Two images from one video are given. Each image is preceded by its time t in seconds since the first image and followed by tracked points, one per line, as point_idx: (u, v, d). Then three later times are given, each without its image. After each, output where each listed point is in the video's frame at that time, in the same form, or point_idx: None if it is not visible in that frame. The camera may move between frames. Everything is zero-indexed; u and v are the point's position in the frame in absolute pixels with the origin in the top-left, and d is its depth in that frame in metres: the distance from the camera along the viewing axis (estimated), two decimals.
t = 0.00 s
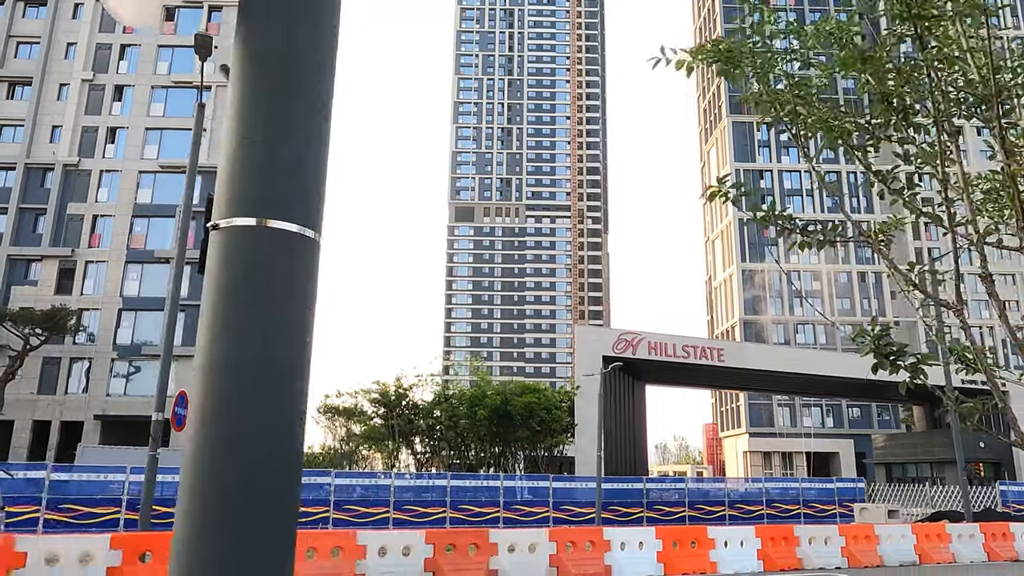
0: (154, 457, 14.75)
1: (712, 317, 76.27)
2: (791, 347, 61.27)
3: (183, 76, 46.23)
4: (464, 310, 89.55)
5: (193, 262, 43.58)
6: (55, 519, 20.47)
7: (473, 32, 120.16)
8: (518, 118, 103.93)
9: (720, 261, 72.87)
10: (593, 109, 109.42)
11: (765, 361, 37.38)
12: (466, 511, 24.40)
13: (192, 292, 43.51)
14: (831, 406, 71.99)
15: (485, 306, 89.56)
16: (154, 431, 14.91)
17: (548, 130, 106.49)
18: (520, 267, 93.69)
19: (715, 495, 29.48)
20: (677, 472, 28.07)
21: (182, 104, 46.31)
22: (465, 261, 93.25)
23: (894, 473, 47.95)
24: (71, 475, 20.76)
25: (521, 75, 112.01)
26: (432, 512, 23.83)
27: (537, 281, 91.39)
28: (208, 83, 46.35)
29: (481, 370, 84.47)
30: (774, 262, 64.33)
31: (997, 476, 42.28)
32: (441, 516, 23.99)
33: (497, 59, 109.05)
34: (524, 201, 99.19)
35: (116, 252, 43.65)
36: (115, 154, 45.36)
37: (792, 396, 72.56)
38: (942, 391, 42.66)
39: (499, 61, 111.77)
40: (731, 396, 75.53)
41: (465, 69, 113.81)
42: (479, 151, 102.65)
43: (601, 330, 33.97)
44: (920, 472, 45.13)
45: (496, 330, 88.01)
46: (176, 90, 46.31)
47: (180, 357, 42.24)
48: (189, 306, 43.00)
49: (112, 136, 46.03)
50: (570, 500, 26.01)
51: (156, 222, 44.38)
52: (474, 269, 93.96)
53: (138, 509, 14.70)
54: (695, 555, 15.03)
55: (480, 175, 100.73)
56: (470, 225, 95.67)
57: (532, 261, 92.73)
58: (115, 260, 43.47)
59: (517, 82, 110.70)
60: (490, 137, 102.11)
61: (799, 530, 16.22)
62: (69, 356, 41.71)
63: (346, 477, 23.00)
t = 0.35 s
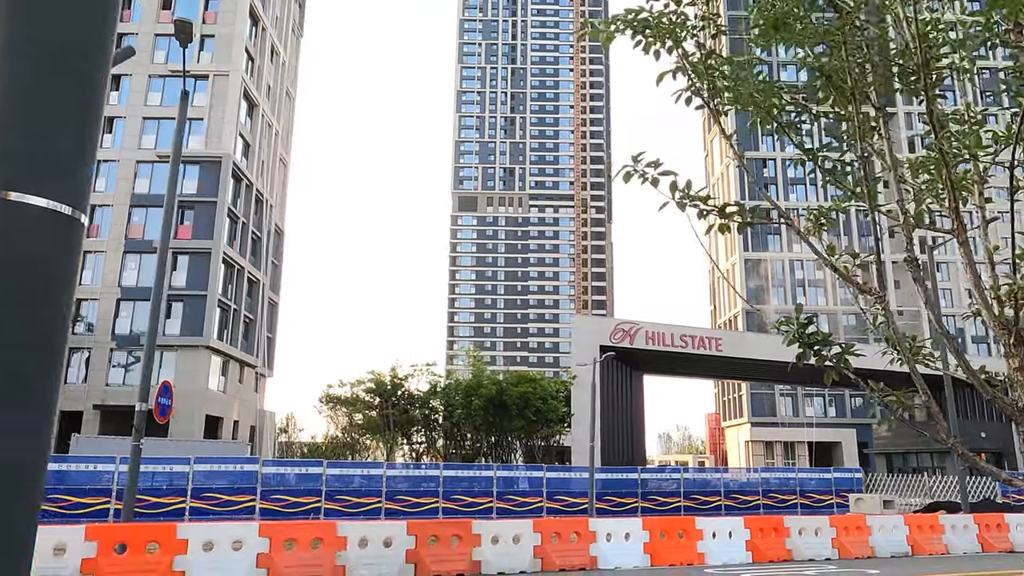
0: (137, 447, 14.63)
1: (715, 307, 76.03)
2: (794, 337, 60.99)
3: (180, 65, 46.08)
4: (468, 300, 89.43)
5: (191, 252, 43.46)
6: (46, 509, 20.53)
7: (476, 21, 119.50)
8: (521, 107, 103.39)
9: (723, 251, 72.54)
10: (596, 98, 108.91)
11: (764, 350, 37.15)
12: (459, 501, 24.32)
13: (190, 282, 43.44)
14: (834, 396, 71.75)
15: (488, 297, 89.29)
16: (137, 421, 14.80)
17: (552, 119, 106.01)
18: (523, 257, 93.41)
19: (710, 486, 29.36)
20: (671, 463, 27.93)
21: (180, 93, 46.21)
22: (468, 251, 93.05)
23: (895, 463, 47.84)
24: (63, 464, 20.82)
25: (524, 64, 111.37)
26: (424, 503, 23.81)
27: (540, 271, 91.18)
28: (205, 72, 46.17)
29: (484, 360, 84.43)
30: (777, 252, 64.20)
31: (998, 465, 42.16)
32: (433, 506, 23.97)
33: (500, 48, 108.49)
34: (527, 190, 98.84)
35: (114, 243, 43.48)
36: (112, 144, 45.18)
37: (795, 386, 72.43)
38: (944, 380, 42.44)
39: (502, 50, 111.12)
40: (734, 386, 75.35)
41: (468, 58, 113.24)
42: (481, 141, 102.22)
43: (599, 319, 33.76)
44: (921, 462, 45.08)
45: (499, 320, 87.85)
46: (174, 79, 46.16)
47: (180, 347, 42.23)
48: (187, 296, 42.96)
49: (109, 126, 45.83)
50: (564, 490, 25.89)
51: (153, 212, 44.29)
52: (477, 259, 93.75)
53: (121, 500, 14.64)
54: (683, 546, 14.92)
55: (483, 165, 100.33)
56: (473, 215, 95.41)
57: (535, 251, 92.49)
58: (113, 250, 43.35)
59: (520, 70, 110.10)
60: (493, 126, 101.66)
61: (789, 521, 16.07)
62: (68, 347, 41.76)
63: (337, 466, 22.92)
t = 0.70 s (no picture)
0: (120, 435, 14.48)
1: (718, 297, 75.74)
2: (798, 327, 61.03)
3: (176, 54, 45.87)
4: (471, 291, 89.39)
5: (189, 241, 43.30)
6: (36, 498, 20.47)
7: (479, 11, 119.05)
8: (524, 97, 102.92)
9: (725, 241, 72.20)
10: (599, 87, 108.25)
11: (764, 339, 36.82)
12: (452, 490, 24.16)
13: (188, 272, 43.34)
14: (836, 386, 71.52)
15: (491, 287, 89.21)
16: (120, 409, 14.63)
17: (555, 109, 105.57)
18: (526, 248, 93.20)
19: (706, 476, 29.15)
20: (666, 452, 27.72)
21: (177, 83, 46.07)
22: (471, 242, 92.95)
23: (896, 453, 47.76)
24: (53, 454, 20.80)
25: (528, 54, 110.83)
26: (417, 492, 23.66)
27: (543, 262, 91.02)
28: (203, 60, 45.91)
29: (487, 351, 84.39)
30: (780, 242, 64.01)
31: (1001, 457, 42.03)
32: (425, 496, 23.81)
33: (503, 38, 107.91)
34: (530, 180, 98.44)
35: (111, 233, 43.35)
36: (109, 133, 45.00)
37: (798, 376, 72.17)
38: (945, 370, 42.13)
39: (505, 40, 110.60)
40: (736, 377, 75.17)
41: (471, 48, 112.71)
42: (485, 131, 101.84)
43: (597, 308, 33.52)
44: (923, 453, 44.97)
45: (502, 311, 87.82)
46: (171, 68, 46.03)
47: (179, 336, 42.12)
48: (186, 285, 42.86)
49: (107, 115, 45.65)
50: (558, 479, 25.68)
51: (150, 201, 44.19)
52: (480, 250, 93.58)
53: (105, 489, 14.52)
54: (671, 536, 14.74)
55: (486, 155, 99.99)
56: (475, 206, 95.19)
57: (538, 241, 92.28)
58: (110, 240, 43.21)
59: (524, 60, 109.53)
60: (496, 117, 101.23)
61: (780, 511, 15.86)
62: (67, 336, 41.73)
63: (327, 456, 22.76)
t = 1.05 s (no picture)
0: (105, 425, 14.40)
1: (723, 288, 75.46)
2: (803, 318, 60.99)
3: (174, 45, 45.69)
4: (476, 282, 89.50)
5: (189, 232, 43.28)
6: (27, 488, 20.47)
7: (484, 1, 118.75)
8: (529, 87, 102.57)
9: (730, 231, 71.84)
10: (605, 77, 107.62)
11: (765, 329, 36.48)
12: (447, 481, 24.05)
13: (188, 263, 43.31)
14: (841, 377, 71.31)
15: (496, 279, 89.26)
16: (104, 399, 14.56)
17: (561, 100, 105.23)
18: (531, 239, 93.12)
19: (704, 466, 29.00)
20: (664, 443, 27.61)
21: (176, 74, 45.91)
22: (477, 233, 92.93)
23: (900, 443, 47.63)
24: (46, 445, 20.91)
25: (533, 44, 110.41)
26: (411, 482, 23.56)
27: (548, 253, 90.97)
28: (202, 51, 45.63)
29: (492, 342, 84.52)
30: (785, 232, 63.81)
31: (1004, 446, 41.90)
32: (420, 486, 23.72)
33: (508, 28, 107.55)
34: (536, 171, 98.13)
35: (111, 224, 43.38)
36: (110, 124, 44.98)
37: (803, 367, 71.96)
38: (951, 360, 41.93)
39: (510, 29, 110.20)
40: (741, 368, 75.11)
41: (476, 39, 112.43)
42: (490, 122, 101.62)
43: (595, 298, 33.10)
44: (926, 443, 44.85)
45: (507, 303, 87.88)
46: (170, 59, 45.90)
47: (179, 328, 42.10)
48: (186, 277, 42.83)
49: (107, 107, 45.63)
50: (554, 470, 25.56)
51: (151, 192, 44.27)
52: (485, 241, 93.56)
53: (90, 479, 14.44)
54: (660, 527, 14.58)
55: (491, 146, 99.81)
56: (480, 197, 95.11)
57: (543, 232, 92.19)
58: (110, 232, 43.24)
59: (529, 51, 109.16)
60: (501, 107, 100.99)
61: (772, 502, 15.68)
62: (68, 328, 41.82)
63: (321, 447, 22.74)
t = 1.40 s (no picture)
0: (88, 420, 14.31)
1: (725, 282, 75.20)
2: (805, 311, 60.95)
3: (173, 38, 45.58)
4: (479, 276, 89.53)
5: (186, 226, 43.20)
6: (17, 483, 20.44)
7: None
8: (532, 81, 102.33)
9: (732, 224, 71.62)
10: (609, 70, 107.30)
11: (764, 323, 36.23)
12: (440, 476, 23.87)
13: (186, 257, 43.23)
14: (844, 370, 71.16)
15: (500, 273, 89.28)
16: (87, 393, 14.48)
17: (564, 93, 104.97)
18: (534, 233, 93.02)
19: (700, 461, 28.84)
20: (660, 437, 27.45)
21: (174, 67, 45.76)
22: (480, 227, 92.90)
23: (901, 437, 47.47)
24: (37, 439, 20.86)
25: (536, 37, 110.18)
26: (404, 477, 23.37)
27: (551, 247, 90.97)
28: (200, 44, 45.43)
29: (495, 337, 84.54)
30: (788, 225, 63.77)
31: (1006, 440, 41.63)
32: (413, 481, 23.49)
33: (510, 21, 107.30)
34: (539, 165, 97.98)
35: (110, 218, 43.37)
36: (108, 119, 44.97)
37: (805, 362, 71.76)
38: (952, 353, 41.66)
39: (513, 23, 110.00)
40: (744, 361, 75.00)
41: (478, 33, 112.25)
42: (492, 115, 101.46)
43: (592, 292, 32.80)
44: (927, 437, 44.66)
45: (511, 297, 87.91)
46: (168, 52, 45.78)
47: (178, 322, 42.07)
48: (184, 271, 42.76)
49: (105, 100, 45.54)
50: (548, 465, 25.39)
51: (149, 186, 44.16)
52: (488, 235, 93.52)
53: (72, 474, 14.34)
54: (648, 522, 14.40)
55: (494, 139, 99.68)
56: (483, 191, 95.07)
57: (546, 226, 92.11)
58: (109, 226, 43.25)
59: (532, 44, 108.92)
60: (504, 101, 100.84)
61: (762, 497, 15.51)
62: (67, 322, 41.87)
63: (314, 441, 22.68)
